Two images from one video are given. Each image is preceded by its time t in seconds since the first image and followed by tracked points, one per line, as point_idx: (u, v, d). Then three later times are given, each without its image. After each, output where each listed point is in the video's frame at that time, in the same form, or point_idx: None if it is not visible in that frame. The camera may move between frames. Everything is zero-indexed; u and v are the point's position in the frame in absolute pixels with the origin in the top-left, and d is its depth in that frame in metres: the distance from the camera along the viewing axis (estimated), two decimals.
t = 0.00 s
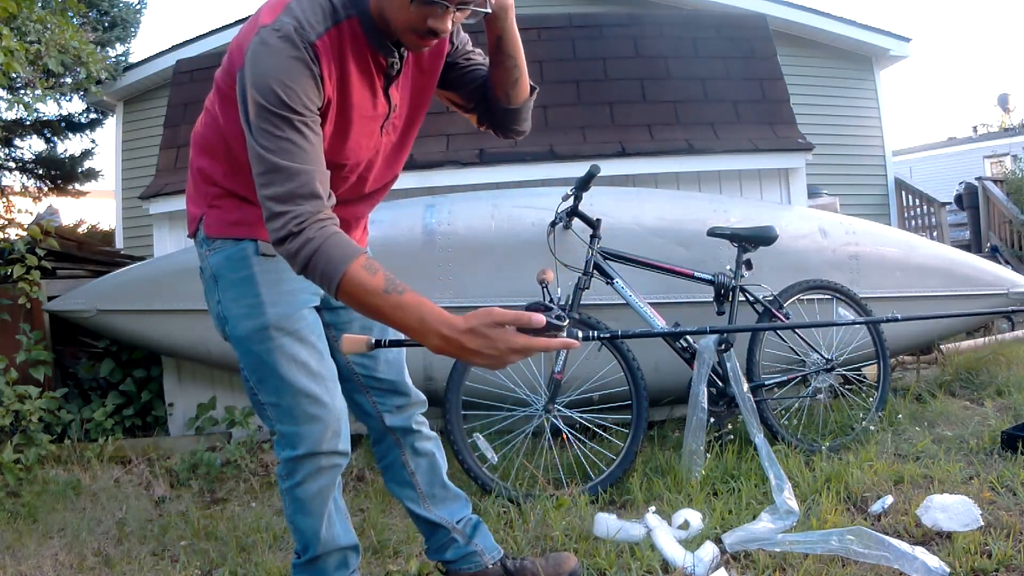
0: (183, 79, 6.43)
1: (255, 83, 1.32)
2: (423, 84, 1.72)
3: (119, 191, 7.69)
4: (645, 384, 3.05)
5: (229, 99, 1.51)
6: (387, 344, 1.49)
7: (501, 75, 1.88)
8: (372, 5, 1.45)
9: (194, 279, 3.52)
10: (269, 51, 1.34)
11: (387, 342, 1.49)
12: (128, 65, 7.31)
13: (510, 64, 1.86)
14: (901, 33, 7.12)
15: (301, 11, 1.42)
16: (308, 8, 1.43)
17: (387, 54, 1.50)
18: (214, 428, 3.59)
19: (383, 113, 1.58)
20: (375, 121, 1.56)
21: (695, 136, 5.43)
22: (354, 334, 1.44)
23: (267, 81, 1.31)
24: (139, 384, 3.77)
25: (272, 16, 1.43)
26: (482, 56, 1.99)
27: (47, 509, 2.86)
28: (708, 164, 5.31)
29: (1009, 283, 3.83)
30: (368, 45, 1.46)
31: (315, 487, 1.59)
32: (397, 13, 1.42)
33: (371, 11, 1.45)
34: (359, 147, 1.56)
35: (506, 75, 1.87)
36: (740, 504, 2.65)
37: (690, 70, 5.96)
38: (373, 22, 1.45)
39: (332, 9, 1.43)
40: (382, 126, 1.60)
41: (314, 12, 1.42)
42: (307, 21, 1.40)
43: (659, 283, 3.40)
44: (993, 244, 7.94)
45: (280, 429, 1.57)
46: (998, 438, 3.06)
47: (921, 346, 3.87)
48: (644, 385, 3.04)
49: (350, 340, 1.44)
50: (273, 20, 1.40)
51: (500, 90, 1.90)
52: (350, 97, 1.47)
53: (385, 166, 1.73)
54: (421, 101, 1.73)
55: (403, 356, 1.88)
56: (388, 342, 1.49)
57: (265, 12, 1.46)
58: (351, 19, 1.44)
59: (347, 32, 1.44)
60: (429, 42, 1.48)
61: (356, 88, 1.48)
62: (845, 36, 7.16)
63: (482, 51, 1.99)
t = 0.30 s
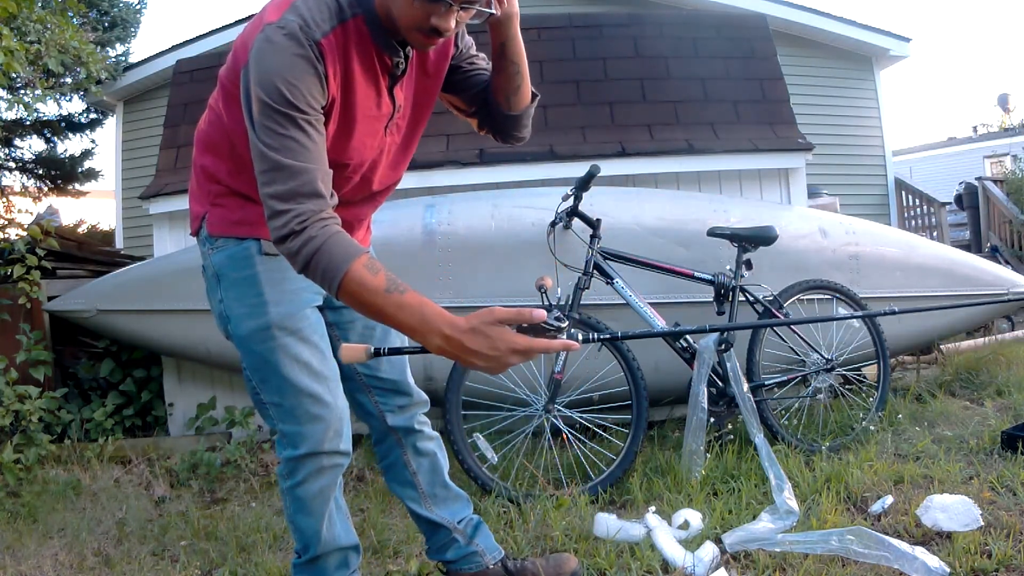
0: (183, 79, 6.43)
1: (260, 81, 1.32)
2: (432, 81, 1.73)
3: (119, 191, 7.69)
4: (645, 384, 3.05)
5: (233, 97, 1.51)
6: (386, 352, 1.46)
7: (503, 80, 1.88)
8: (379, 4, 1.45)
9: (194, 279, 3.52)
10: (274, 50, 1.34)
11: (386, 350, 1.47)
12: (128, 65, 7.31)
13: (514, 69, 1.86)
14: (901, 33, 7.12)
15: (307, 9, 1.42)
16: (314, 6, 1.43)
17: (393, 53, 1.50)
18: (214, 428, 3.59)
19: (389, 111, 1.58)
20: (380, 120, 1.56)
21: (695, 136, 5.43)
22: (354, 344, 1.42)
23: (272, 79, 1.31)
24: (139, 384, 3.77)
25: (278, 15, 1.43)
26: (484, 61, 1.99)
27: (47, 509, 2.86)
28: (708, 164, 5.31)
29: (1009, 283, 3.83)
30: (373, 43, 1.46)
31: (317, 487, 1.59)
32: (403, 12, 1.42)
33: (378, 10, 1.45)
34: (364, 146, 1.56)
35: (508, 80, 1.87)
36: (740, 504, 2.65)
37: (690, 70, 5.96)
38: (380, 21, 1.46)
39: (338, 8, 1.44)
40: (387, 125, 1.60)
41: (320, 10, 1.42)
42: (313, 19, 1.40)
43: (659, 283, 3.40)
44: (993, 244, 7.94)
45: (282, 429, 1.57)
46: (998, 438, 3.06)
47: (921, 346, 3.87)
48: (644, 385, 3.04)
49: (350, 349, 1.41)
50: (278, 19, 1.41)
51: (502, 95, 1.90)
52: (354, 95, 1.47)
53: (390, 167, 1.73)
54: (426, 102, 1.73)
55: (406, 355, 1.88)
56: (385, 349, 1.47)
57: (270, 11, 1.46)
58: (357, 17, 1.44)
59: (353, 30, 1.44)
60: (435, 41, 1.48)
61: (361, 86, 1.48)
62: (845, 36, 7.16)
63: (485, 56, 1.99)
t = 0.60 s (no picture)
0: (183, 79, 6.42)
1: (261, 81, 1.32)
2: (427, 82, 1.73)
3: (119, 191, 7.69)
4: (645, 384, 3.05)
5: (236, 97, 1.50)
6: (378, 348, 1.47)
7: (468, 151, 1.91)
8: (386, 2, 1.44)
9: (194, 279, 3.52)
10: (275, 50, 1.34)
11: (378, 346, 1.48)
12: (128, 65, 7.31)
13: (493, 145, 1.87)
14: (901, 33, 7.12)
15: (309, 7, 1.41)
16: (317, 3, 1.42)
17: (395, 52, 1.50)
18: (214, 428, 3.59)
19: (391, 111, 1.57)
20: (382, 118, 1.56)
21: (695, 136, 5.43)
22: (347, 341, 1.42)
23: (273, 80, 1.31)
24: (139, 384, 3.77)
25: (280, 14, 1.43)
26: (465, 118, 2.02)
27: (47, 509, 2.86)
28: (708, 164, 5.31)
29: (1009, 283, 3.83)
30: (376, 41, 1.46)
31: (318, 486, 1.59)
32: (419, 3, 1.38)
33: (381, 8, 1.45)
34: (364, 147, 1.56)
35: (475, 155, 1.90)
36: (740, 504, 2.65)
37: (690, 70, 5.96)
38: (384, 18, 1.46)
39: (341, 6, 1.43)
40: (390, 126, 1.59)
41: (323, 8, 1.42)
42: (315, 17, 1.39)
43: (659, 283, 3.40)
44: (993, 244, 7.94)
45: (284, 428, 1.57)
46: (998, 438, 3.06)
47: (921, 346, 3.87)
48: (644, 385, 3.04)
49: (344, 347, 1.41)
50: (281, 17, 1.40)
51: (458, 157, 1.92)
52: (357, 94, 1.47)
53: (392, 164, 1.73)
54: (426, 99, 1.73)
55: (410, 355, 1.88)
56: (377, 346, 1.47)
57: (273, 9, 1.45)
58: (360, 15, 1.44)
59: (355, 29, 1.43)
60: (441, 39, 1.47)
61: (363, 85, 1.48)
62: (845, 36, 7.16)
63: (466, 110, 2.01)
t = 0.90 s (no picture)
0: (183, 79, 6.42)
1: (259, 66, 1.32)
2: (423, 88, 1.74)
3: (119, 191, 7.69)
4: (645, 384, 3.05)
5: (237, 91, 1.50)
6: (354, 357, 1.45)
7: (419, 211, 1.96)
8: None
9: (195, 279, 3.53)
10: (278, 35, 1.33)
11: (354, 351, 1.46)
12: (128, 65, 7.31)
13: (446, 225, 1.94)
14: (901, 33, 7.12)
15: None
16: None
17: (395, 48, 1.49)
18: (214, 428, 3.59)
19: (387, 108, 1.56)
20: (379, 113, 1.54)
21: (695, 136, 5.43)
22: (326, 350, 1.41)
23: (272, 66, 1.31)
24: (139, 384, 3.77)
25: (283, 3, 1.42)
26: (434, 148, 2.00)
27: (47, 509, 2.87)
28: (708, 164, 5.31)
29: (1009, 283, 3.83)
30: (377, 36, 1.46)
31: (317, 486, 1.59)
32: None
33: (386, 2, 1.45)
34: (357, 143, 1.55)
35: (427, 222, 1.95)
36: (740, 504, 2.65)
37: (690, 70, 5.96)
38: (388, 11, 1.45)
39: None
40: (385, 123, 1.58)
41: None
42: (318, 8, 1.39)
43: (659, 283, 3.40)
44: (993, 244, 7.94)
45: (285, 429, 1.58)
46: (998, 438, 3.06)
47: (921, 346, 3.87)
48: (644, 385, 3.04)
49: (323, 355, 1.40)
50: (285, 5, 1.39)
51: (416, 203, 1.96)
52: (355, 87, 1.46)
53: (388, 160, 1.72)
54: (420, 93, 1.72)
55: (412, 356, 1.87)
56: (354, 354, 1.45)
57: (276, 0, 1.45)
58: (363, 8, 1.44)
59: (358, 21, 1.43)
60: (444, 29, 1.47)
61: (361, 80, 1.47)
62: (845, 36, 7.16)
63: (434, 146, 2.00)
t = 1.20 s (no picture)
0: (183, 79, 6.42)
1: (251, 61, 1.33)
2: (419, 85, 1.73)
3: (119, 191, 7.68)
4: (645, 384, 3.05)
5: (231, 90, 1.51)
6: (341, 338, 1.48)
7: (434, 223, 1.95)
8: None
9: (194, 280, 3.53)
10: (270, 31, 1.34)
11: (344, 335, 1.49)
12: (128, 65, 7.31)
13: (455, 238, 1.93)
14: (901, 33, 7.12)
15: None
16: None
17: (388, 43, 1.49)
18: (214, 428, 3.59)
19: (382, 103, 1.55)
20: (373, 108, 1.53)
21: (695, 136, 5.43)
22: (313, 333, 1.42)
23: (262, 62, 1.31)
24: (139, 384, 3.77)
25: None
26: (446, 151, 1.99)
27: (47, 509, 2.87)
28: (708, 164, 5.31)
29: (1009, 283, 3.83)
30: (370, 32, 1.46)
31: (316, 488, 1.59)
32: None
33: None
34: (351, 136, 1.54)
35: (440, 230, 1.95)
36: (740, 504, 2.65)
37: (690, 70, 5.96)
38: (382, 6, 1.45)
39: None
40: (379, 118, 1.56)
41: None
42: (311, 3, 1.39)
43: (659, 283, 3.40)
44: (993, 244, 7.94)
45: (283, 430, 1.57)
46: (998, 438, 3.06)
47: (921, 346, 3.87)
48: (644, 385, 3.04)
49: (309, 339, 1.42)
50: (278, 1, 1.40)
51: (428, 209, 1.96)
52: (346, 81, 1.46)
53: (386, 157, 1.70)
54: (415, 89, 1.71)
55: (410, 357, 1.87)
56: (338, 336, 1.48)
57: None
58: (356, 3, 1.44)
59: (351, 15, 1.44)
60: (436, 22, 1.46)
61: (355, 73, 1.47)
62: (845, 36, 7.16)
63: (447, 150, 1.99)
